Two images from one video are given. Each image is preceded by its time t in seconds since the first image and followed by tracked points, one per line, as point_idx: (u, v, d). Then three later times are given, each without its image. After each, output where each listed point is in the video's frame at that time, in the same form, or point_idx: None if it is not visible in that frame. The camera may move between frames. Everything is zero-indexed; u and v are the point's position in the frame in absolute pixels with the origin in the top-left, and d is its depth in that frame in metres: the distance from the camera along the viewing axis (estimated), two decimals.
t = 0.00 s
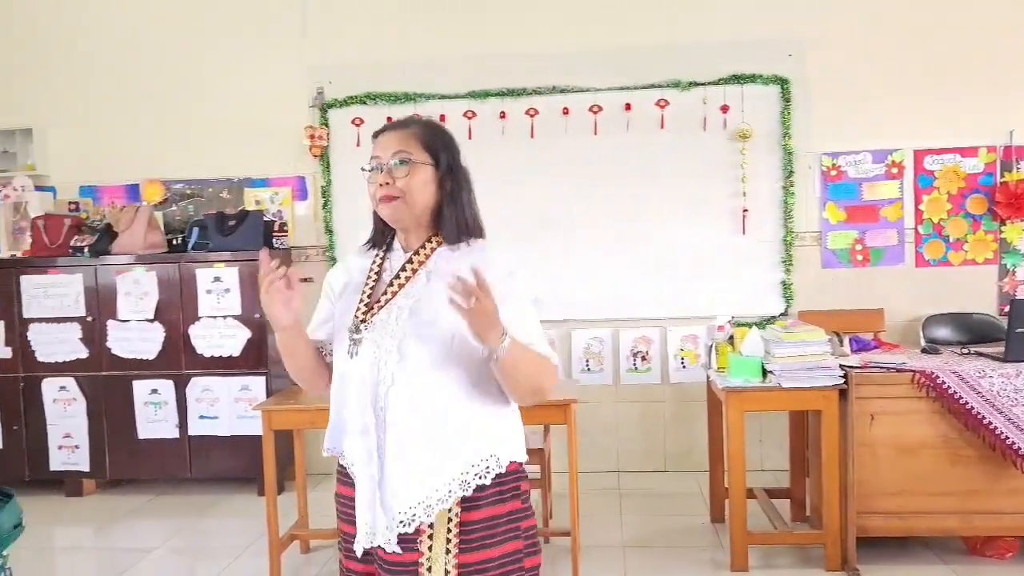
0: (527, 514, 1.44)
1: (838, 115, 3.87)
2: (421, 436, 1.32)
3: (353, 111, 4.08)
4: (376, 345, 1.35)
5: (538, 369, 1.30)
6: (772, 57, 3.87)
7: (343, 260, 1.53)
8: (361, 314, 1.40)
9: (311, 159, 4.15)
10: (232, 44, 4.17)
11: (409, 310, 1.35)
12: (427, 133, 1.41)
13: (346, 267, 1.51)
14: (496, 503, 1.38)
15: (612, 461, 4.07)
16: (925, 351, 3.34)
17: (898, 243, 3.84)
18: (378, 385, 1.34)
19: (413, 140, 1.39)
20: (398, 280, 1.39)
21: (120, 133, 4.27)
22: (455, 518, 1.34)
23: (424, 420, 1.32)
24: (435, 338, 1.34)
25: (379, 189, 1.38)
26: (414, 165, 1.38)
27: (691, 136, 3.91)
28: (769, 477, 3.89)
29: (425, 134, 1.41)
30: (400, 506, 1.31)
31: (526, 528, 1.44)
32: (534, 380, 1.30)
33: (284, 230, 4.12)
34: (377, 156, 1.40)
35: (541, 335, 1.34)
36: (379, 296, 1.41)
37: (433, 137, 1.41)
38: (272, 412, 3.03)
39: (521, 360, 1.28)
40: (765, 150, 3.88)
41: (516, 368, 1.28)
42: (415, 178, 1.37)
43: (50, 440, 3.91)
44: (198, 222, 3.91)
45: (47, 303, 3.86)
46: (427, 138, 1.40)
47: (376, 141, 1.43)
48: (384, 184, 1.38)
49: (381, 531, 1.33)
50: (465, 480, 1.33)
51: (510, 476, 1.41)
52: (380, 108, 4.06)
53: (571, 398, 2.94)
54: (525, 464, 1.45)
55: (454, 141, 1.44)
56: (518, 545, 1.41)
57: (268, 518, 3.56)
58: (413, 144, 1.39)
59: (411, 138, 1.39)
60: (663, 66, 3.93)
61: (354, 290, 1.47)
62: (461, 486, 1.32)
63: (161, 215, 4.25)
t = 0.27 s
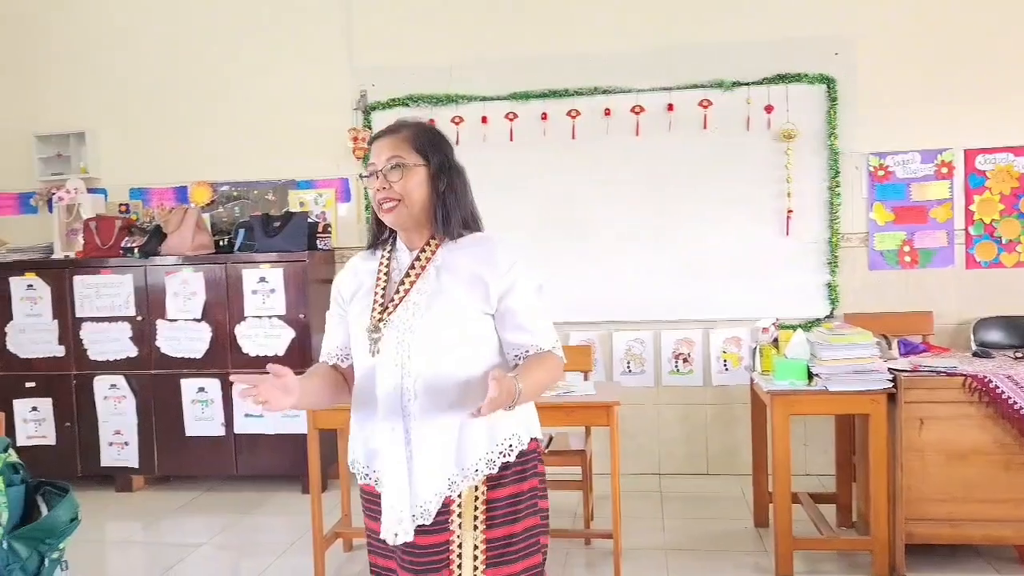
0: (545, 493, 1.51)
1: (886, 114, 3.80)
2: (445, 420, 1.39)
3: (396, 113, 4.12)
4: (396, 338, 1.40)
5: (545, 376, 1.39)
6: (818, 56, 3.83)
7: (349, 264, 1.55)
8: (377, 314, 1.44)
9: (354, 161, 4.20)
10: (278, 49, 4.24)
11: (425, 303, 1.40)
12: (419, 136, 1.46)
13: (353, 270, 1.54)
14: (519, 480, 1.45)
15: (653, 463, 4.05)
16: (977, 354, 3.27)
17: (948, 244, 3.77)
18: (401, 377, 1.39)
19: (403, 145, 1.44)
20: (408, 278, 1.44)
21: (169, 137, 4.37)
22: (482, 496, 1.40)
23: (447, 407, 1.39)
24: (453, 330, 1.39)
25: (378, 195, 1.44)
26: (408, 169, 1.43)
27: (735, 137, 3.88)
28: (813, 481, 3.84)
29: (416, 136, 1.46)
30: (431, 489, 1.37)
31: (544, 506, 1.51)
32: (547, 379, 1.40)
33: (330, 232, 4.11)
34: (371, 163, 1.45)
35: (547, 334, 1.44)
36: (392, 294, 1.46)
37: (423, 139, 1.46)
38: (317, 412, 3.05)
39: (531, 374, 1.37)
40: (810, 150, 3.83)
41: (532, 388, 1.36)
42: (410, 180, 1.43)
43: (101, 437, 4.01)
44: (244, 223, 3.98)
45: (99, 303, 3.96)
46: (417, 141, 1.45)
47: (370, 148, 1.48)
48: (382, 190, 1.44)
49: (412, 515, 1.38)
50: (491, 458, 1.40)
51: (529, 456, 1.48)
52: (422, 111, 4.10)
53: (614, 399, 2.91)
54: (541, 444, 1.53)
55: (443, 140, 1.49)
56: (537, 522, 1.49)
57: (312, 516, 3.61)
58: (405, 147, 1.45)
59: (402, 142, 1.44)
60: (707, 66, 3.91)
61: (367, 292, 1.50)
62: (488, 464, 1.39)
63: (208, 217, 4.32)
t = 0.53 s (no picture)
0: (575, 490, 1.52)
1: (929, 113, 3.74)
2: (483, 416, 1.40)
3: (432, 115, 4.14)
4: (434, 336, 1.41)
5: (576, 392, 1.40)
6: (858, 54, 3.77)
7: (387, 266, 1.56)
8: (414, 312, 1.45)
9: (391, 163, 4.23)
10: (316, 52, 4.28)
11: (462, 301, 1.42)
12: (450, 140, 1.48)
13: (391, 273, 1.54)
14: (554, 478, 1.45)
15: (690, 466, 4.02)
16: None
17: (993, 245, 3.69)
18: (440, 375, 1.41)
19: (436, 148, 1.46)
20: (445, 277, 1.45)
21: (210, 139, 4.44)
22: (515, 493, 1.42)
23: (485, 405, 1.41)
24: (490, 329, 1.41)
25: (412, 199, 1.46)
26: (440, 172, 1.45)
27: (773, 136, 3.84)
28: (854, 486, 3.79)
29: (448, 140, 1.47)
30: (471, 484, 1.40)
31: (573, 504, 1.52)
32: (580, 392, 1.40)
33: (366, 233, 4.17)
34: (405, 167, 1.47)
35: (582, 333, 1.44)
36: (429, 292, 1.46)
37: (455, 142, 1.47)
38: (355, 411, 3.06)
39: (563, 395, 1.38)
40: (850, 149, 3.78)
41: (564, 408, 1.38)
42: (442, 184, 1.45)
43: (143, 434, 4.08)
44: (283, 225, 4.04)
45: (141, 303, 4.03)
46: (449, 144, 1.47)
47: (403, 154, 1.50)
48: (416, 194, 1.46)
49: (452, 512, 1.40)
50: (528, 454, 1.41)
51: (563, 453, 1.48)
52: (458, 112, 4.12)
53: (651, 401, 2.89)
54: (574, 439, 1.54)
55: (476, 142, 1.51)
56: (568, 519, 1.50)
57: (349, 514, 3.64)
58: (436, 152, 1.46)
59: (435, 146, 1.46)
60: (745, 65, 3.87)
61: (403, 292, 1.50)
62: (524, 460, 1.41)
63: (247, 218, 4.38)
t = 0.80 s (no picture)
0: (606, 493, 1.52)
1: (962, 112, 3.69)
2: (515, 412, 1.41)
3: (458, 117, 4.15)
4: (471, 329, 1.41)
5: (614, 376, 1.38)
6: (889, 54, 3.74)
7: (428, 262, 1.57)
8: (453, 305, 1.45)
9: (417, 165, 4.25)
10: (343, 55, 4.32)
11: (500, 297, 1.42)
12: (502, 141, 1.48)
13: (433, 268, 1.55)
14: (586, 479, 1.45)
15: (716, 469, 4.00)
16: None
17: None
18: (474, 368, 1.41)
19: (487, 149, 1.47)
20: (485, 273, 1.45)
21: (239, 142, 4.48)
22: (544, 491, 1.42)
23: (517, 399, 1.41)
24: (527, 325, 1.41)
25: (459, 196, 1.46)
26: (490, 172, 1.45)
27: (802, 137, 3.81)
28: (883, 490, 3.75)
29: (499, 141, 1.48)
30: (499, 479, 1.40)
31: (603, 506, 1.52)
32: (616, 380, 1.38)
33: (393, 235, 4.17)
34: (456, 166, 1.48)
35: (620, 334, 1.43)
36: (469, 286, 1.46)
37: (506, 144, 1.48)
38: (382, 412, 3.07)
39: (604, 375, 1.37)
40: (881, 150, 3.74)
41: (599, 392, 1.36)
42: (492, 183, 1.45)
43: (173, 434, 4.13)
44: (311, 227, 4.07)
45: (172, 304, 4.08)
46: (501, 145, 1.47)
47: (453, 152, 1.51)
48: (464, 191, 1.46)
49: (478, 504, 1.40)
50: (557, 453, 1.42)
51: (595, 454, 1.48)
52: (485, 114, 4.13)
53: (679, 404, 2.87)
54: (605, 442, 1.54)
55: (525, 145, 1.51)
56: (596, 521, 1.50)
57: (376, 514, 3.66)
58: (488, 152, 1.47)
59: (486, 146, 1.47)
60: (773, 66, 3.85)
61: (443, 285, 1.51)
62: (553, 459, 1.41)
63: (276, 220, 4.41)
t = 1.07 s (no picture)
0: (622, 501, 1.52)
1: (980, 114, 3.66)
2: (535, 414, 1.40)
3: (473, 120, 4.16)
4: (495, 329, 1.42)
5: (641, 347, 1.37)
6: (906, 55, 3.71)
7: (458, 261, 1.60)
8: (478, 304, 1.47)
9: (432, 168, 4.26)
10: (358, 59, 4.34)
11: (525, 298, 1.43)
12: (538, 144, 1.47)
13: (460, 265, 1.59)
14: (604, 487, 1.45)
15: (732, 472, 3.99)
16: None
17: None
18: (495, 367, 1.42)
19: (522, 151, 1.45)
20: (511, 273, 1.47)
21: (255, 146, 4.51)
22: (562, 499, 1.42)
23: (537, 400, 1.40)
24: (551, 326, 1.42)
25: (492, 197, 1.46)
26: (524, 174, 1.44)
27: (817, 139, 3.79)
28: (901, 494, 3.73)
29: (535, 143, 1.47)
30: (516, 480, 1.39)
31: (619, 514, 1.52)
32: (638, 360, 1.37)
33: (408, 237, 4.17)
34: (490, 166, 1.46)
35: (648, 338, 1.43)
36: (495, 287, 1.48)
37: (542, 146, 1.47)
38: (397, 414, 3.07)
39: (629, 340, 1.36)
40: (897, 152, 3.72)
41: (619, 343, 1.35)
42: (525, 186, 1.44)
43: (189, 435, 4.16)
44: (326, 230, 4.10)
45: (188, 306, 4.11)
46: (537, 148, 1.46)
47: (488, 152, 1.50)
48: (497, 192, 1.45)
49: (495, 504, 1.40)
50: (577, 460, 1.40)
51: (613, 463, 1.48)
52: (499, 117, 4.13)
53: (694, 407, 2.86)
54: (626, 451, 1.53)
55: (561, 148, 1.50)
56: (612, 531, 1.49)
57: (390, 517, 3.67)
58: (523, 154, 1.46)
59: (521, 148, 1.46)
60: (788, 68, 3.84)
61: (469, 284, 1.55)
62: (574, 466, 1.40)
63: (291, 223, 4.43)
